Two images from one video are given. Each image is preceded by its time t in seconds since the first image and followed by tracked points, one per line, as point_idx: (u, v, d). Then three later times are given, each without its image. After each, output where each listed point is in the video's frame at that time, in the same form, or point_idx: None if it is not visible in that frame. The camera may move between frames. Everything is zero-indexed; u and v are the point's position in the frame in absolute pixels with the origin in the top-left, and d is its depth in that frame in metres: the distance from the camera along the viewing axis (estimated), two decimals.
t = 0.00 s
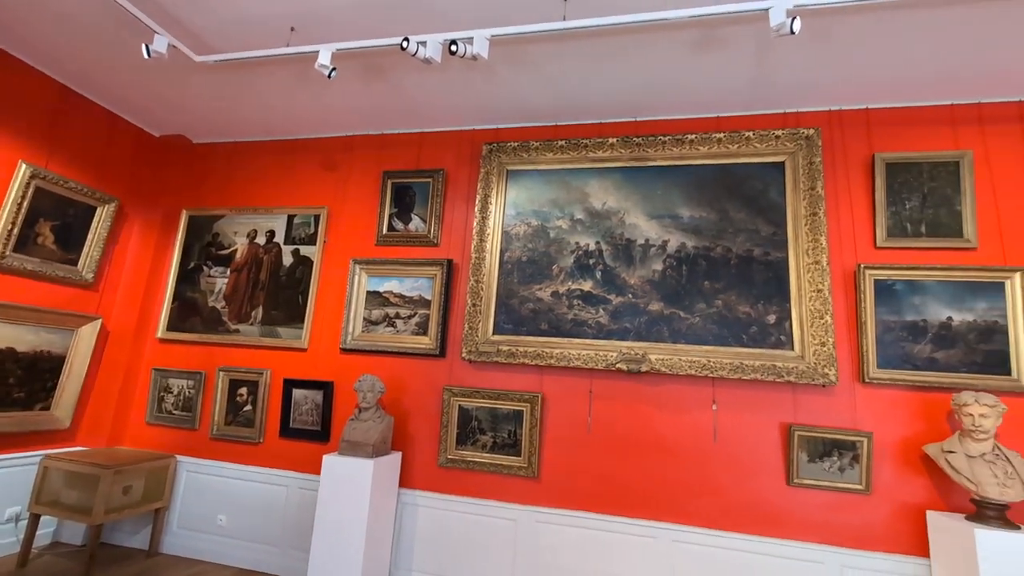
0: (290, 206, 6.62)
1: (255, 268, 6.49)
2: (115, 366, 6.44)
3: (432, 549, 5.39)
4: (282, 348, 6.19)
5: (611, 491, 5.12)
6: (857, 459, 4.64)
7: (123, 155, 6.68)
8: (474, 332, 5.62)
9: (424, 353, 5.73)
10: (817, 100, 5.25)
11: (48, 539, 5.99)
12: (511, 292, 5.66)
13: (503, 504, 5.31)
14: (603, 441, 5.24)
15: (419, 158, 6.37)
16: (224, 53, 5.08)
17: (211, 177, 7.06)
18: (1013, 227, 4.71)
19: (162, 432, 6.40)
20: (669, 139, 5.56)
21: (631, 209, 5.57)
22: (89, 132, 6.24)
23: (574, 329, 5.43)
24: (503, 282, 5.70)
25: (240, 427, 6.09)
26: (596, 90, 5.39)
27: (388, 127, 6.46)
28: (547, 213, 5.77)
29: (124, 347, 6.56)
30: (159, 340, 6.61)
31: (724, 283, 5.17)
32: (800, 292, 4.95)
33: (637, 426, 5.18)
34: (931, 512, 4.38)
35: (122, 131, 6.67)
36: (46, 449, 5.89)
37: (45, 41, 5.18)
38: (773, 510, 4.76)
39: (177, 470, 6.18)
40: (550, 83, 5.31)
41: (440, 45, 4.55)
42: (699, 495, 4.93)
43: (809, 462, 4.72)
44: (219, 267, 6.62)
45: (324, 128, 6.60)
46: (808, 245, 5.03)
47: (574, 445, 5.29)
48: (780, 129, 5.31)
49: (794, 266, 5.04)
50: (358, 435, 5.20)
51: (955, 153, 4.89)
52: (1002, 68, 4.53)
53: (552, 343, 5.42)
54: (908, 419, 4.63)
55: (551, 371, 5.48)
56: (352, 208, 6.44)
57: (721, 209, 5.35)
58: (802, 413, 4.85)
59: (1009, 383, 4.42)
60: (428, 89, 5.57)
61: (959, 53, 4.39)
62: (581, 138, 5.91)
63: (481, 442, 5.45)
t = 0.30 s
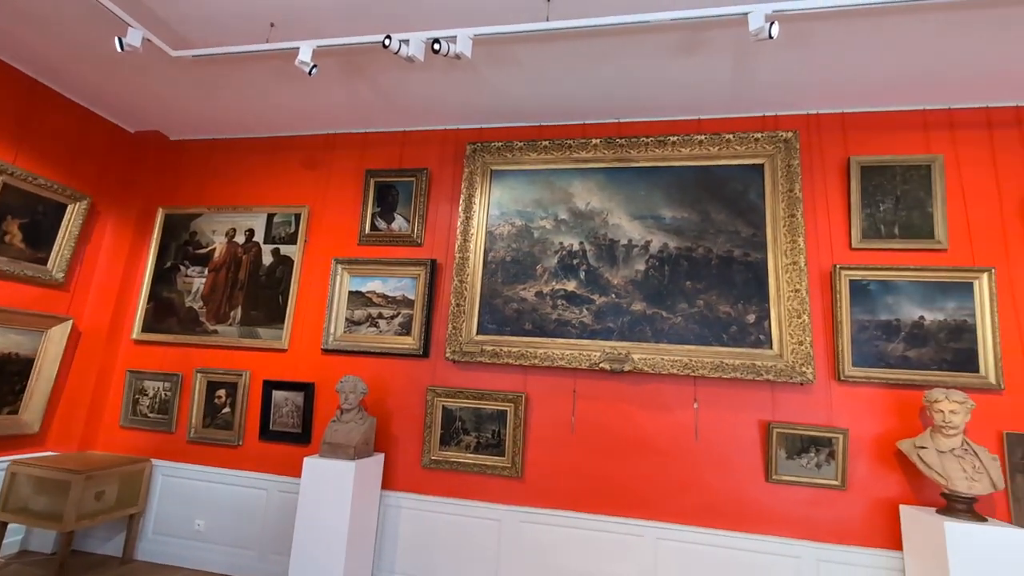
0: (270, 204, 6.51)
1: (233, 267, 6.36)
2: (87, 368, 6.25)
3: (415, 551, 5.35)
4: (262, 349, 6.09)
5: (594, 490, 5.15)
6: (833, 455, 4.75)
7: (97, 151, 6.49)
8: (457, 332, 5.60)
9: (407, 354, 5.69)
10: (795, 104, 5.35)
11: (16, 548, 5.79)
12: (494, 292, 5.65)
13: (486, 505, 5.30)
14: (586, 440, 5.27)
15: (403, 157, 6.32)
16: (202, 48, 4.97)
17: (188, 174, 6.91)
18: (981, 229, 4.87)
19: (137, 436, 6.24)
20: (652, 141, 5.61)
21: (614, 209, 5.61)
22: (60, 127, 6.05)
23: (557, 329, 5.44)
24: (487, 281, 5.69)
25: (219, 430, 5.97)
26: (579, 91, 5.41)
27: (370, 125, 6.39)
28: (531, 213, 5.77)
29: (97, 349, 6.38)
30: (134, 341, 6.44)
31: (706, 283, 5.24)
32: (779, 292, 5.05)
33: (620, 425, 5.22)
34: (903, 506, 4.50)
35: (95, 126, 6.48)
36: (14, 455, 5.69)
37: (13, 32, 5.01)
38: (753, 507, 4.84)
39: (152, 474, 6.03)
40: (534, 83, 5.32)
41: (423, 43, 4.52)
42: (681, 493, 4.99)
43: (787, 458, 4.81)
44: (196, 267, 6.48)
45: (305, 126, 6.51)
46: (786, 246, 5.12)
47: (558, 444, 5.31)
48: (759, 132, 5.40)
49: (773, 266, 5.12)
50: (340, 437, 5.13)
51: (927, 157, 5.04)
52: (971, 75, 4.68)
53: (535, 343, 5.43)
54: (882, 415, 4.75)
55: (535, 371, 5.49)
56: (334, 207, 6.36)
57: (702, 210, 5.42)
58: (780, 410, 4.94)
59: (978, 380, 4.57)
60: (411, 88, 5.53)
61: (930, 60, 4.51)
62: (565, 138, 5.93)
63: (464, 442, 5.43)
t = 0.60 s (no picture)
0: (250, 202, 6.40)
1: (212, 267, 6.24)
2: (58, 371, 6.05)
3: (399, 552, 5.31)
4: (242, 350, 5.98)
5: (579, 489, 5.17)
6: (811, 451, 4.84)
7: (70, 146, 6.29)
8: (442, 332, 5.57)
9: (391, 354, 5.64)
10: (776, 107, 5.44)
11: None
12: (479, 292, 5.64)
13: (471, 505, 5.28)
14: (570, 439, 5.28)
15: (386, 155, 6.27)
16: (179, 43, 4.86)
17: (165, 172, 6.75)
18: (952, 230, 5.01)
19: (111, 440, 6.07)
20: (635, 141, 5.66)
21: (598, 209, 5.64)
22: (31, 121, 5.85)
23: (542, 329, 5.45)
24: (471, 281, 5.67)
25: (197, 433, 5.84)
26: (564, 91, 5.42)
27: (353, 123, 6.32)
28: (516, 213, 5.77)
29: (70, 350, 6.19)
30: (109, 342, 6.27)
31: (688, 283, 5.30)
32: (759, 292, 5.13)
33: (604, 423, 5.25)
34: (879, 501, 4.61)
35: (68, 121, 6.28)
36: None
37: None
38: (734, 503, 4.91)
39: (128, 479, 5.88)
40: (518, 83, 5.31)
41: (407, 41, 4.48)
42: (665, 490, 5.04)
43: (767, 455, 4.89)
44: (174, 266, 6.33)
45: (286, 123, 6.41)
46: (766, 247, 5.20)
47: (542, 444, 5.32)
48: (740, 134, 5.49)
49: (754, 266, 5.21)
50: (322, 439, 5.07)
51: (901, 160, 5.17)
52: (944, 81, 4.81)
53: (520, 343, 5.43)
54: (859, 412, 4.86)
55: (520, 371, 5.49)
56: (316, 205, 6.28)
57: (685, 211, 5.48)
58: (761, 408, 5.02)
59: (949, 377, 4.70)
60: (395, 86, 5.48)
61: (904, 66, 4.63)
62: (549, 138, 5.94)
63: (449, 443, 5.41)
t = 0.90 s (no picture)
0: (230, 201, 6.28)
1: (191, 266, 6.11)
2: (28, 373, 5.86)
3: (383, 554, 5.26)
4: (222, 351, 5.87)
5: (564, 488, 5.19)
6: (791, 448, 4.93)
7: (42, 141, 6.09)
8: (427, 332, 5.54)
9: (375, 355, 5.59)
10: (757, 110, 5.53)
11: None
12: (464, 292, 5.62)
13: (455, 506, 5.26)
14: (555, 438, 5.30)
15: (370, 154, 6.21)
16: (156, 37, 4.75)
17: (142, 169, 6.59)
18: (926, 231, 5.15)
19: (85, 444, 5.90)
20: (620, 142, 5.70)
21: (584, 210, 5.66)
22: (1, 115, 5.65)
23: (527, 328, 5.45)
24: (457, 281, 5.65)
25: (176, 436, 5.71)
26: (548, 92, 5.44)
27: (336, 121, 6.25)
28: (501, 213, 5.77)
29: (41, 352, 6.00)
30: (83, 343, 6.10)
31: (672, 283, 5.36)
32: (740, 292, 5.20)
33: (589, 423, 5.28)
34: (856, 496, 4.71)
35: (40, 116, 6.08)
36: None
37: None
38: (717, 500, 4.97)
39: (103, 483, 5.74)
40: (503, 83, 5.31)
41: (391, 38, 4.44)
42: (648, 488, 5.09)
43: (748, 452, 4.97)
44: (151, 266, 6.18)
45: (267, 120, 6.30)
46: (747, 247, 5.28)
47: (528, 443, 5.32)
48: (722, 136, 5.56)
49: (735, 267, 5.28)
50: (304, 441, 5.00)
51: (877, 163, 5.30)
52: (918, 87, 4.94)
53: (505, 343, 5.42)
54: (837, 410, 4.96)
55: (505, 371, 5.49)
56: (298, 204, 6.19)
57: (669, 211, 5.54)
58: (743, 406, 5.10)
59: (924, 374, 4.83)
60: (379, 84, 5.43)
61: (880, 71, 4.74)
62: (535, 139, 5.94)
63: (434, 443, 5.38)
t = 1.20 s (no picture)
0: (211, 200, 6.17)
1: (170, 267, 5.98)
2: None
3: (368, 558, 5.21)
4: (202, 353, 5.75)
5: (550, 489, 5.20)
6: (772, 446, 5.01)
7: (14, 138, 5.91)
8: (412, 333, 5.50)
9: (360, 356, 5.54)
10: (739, 113, 5.61)
11: None
12: (450, 293, 5.60)
13: (441, 508, 5.24)
14: (541, 439, 5.30)
15: (355, 154, 6.15)
16: (133, 32, 4.65)
17: (119, 167, 6.43)
18: (902, 234, 5.28)
19: (58, 450, 5.74)
20: (605, 144, 5.73)
21: (569, 211, 5.69)
22: None
23: (513, 329, 5.45)
24: (443, 282, 5.63)
25: (154, 440, 5.59)
26: (534, 93, 5.45)
27: (320, 120, 6.18)
28: (487, 213, 5.76)
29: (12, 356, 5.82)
30: (56, 346, 5.93)
31: (656, 283, 5.41)
32: (723, 292, 5.27)
33: (575, 423, 5.30)
34: (836, 493, 4.81)
35: (12, 111, 5.90)
36: None
37: None
38: (700, 499, 5.03)
39: (78, 490, 5.58)
40: (489, 83, 5.31)
41: (375, 37, 4.41)
42: (633, 487, 5.12)
43: (730, 450, 5.03)
44: (129, 266, 6.04)
45: (249, 118, 6.21)
46: (730, 248, 5.36)
47: (514, 444, 5.32)
48: (705, 139, 5.63)
49: (718, 268, 5.35)
50: (287, 444, 4.93)
51: (855, 166, 5.41)
52: (894, 92, 5.06)
53: (491, 343, 5.41)
54: (817, 408, 5.06)
55: (491, 371, 5.48)
56: (281, 204, 6.10)
57: (654, 213, 5.59)
58: (726, 405, 5.16)
59: (900, 373, 4.95)
60: (363, 83, 5.39)
61: (858, 76, 4.85)
62: (521, 139, 5.95)
63: (419, 445, 5.34)
